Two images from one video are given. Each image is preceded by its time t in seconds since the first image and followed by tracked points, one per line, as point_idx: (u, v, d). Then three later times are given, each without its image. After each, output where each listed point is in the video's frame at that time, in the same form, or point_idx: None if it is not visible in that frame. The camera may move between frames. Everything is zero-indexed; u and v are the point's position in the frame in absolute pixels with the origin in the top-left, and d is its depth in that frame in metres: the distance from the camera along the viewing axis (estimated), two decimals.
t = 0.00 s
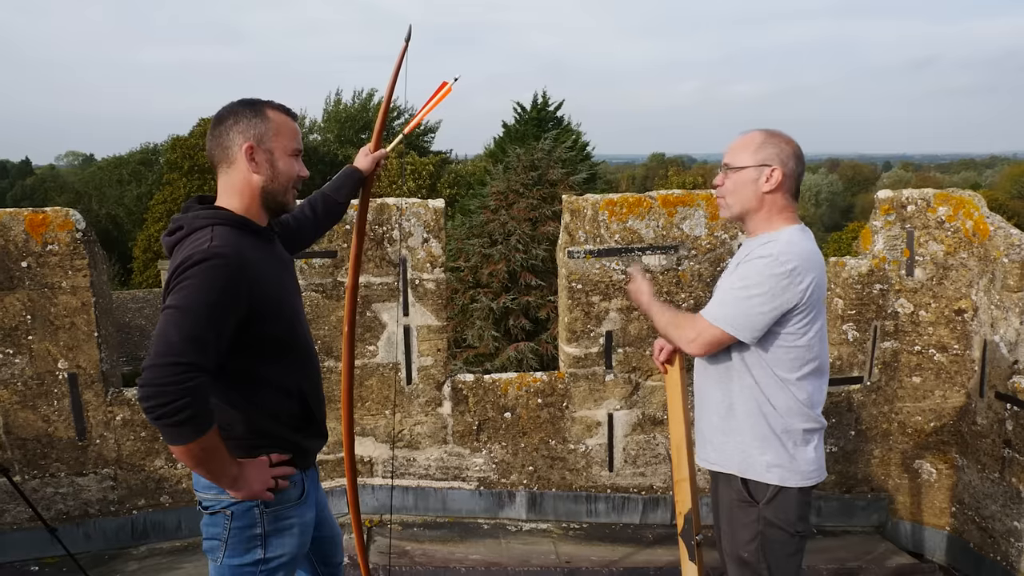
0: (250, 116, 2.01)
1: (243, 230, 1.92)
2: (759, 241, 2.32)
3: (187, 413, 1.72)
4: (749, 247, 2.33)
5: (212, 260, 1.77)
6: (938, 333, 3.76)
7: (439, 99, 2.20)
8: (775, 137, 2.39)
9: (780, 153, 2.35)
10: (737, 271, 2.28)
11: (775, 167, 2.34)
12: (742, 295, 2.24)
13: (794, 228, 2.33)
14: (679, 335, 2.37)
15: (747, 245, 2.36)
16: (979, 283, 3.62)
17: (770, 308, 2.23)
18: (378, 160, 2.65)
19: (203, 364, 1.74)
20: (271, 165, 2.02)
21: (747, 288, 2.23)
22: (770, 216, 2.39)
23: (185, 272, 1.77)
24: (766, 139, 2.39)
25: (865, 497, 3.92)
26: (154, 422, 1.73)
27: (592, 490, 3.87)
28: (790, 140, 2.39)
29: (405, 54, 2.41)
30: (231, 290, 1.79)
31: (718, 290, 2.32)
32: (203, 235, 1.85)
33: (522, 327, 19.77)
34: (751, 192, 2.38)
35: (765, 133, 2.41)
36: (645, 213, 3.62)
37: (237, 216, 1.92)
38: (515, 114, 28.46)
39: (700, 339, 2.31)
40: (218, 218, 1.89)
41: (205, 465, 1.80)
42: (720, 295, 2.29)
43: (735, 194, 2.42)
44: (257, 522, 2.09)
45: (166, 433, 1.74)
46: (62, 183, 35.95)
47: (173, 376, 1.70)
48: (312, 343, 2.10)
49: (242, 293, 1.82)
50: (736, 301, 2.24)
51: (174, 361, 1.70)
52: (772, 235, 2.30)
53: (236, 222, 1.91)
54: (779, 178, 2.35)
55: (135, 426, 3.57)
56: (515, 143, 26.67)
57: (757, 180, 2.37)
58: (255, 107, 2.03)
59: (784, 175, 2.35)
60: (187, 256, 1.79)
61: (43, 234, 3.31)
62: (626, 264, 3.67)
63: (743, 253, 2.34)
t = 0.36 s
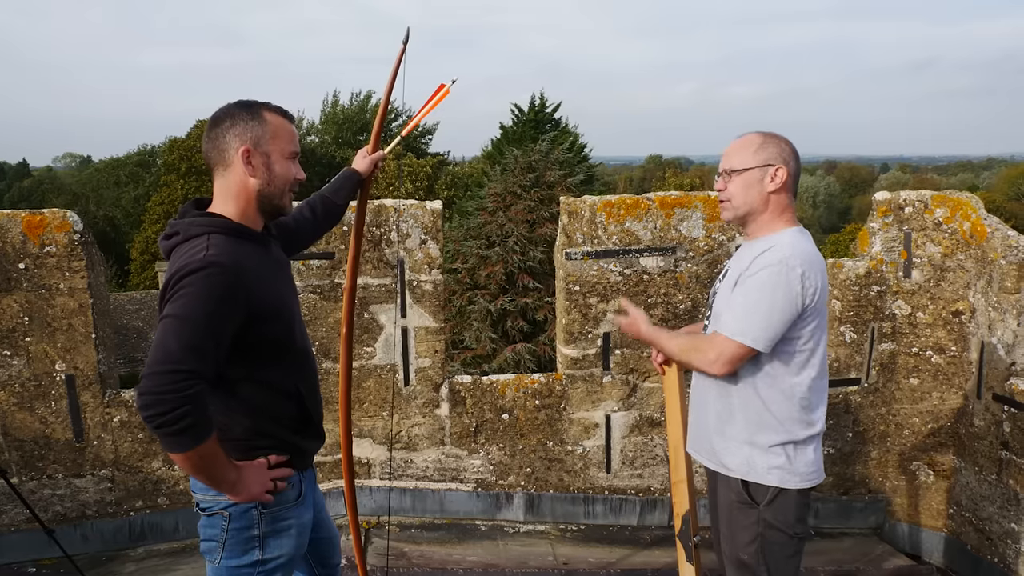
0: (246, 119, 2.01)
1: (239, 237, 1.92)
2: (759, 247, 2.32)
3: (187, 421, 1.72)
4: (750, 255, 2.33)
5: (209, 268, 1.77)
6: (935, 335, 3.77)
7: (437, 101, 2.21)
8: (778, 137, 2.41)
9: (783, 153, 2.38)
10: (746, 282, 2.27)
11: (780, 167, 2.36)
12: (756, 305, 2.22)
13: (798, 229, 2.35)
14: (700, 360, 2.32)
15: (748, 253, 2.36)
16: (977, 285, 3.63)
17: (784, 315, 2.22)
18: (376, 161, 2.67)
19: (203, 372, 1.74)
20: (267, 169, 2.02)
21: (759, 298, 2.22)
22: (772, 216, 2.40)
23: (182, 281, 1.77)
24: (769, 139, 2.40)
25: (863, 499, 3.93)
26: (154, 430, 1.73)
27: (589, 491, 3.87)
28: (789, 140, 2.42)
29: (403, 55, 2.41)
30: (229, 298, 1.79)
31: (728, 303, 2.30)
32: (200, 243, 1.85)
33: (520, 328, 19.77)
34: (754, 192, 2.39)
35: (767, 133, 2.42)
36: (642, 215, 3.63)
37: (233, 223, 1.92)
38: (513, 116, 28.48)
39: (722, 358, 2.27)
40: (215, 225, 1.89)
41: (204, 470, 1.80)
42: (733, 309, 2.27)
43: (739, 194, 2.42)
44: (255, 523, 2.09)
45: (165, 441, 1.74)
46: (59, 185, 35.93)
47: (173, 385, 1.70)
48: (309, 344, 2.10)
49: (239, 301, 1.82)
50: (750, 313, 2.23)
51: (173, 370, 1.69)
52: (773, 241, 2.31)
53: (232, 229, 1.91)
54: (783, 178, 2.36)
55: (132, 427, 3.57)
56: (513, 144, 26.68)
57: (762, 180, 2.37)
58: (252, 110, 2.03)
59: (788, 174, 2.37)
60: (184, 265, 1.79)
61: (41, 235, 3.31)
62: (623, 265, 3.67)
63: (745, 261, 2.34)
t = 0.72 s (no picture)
0: (246, 118, 2.02)
1: (238, 238, 1.92)
2: (775, 253, 2.25)
3: (189, 423, 1.72)
4: (769, 263, 2.25)
5: (209, 270, 1.77)
6: (938, 335, 3.76)
7: (444, 100, 2.20)
8: (780, 137, 2.40)
9: (785, 154, 2.37)
10: (781, 297, 2.18)
11: (781, 168, 2.36)
12: (804, 321, 2.15)
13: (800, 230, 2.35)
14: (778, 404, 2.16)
15: (762, 259, 2.28)
16: (980, 285, 3.62)
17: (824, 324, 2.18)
18: (383, 161, 2.64)
19: (204, 373, 1.74)
20: (268, 168, 2.02)
21: (804, 313, 2.16)
22: (773, 216, 2.39)
23: (182, 283, 1.77)
24: (771, 139, 2.39)
25: (865, 499, 3.92)
26: (155, 432, 1.73)
27: (592, 491, 3.87)
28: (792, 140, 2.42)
29: (409, 55, 2.40)
30: (229, 299, 1.79)
31: (769, 323, 2.19)
32: (199, 245, 1.85)
33: (522, 327, 19.77)
34: (755, 193, 2.39)
35: (770, 132, 2.42)
36: (645, 214, 3.63)
37: (233, 224, 1.92)
38: (515, 116, 28.47)
39: (795, 382, 2.16)
40: (215, 226, 1.89)
41: (206, 470, 1.80)
42: (782, 331, 2.16)
43: (740, 194, 2.42)
44: (257, 521, 2.09)
45: (167, 443, 1.74)
46: (62, 183, 35.98)
47: (174, 386, 1.70)
48: (309, 343, 2.11)
49: (240, 302, 1.82)
50: (800, 331, 2.15)
51: (174, 372, 1.70)
52: (789, 246, 2.25)
53: (231, 230, 1.91)
54: (784, 179, 2.36)
55: (135, 426, 3.57)
56: (515, 144, 26.68)
57: (764, 181, 2.37)
58: (252, 108, 2.03)
59: (789, 176, 2.37)
60: (184, 266, 1.79)
61: (44, 234, 3.32)
62: (626, 265, 3.67)
63: (762, 269, 2.26)
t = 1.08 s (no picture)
0: (241, 118, 2.01)
1: (241, 238, 1.92)
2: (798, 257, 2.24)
3: (188, 422, 1.72)
4: (793, 267, 2.23)
5: (210, 270, 1.77)
6: (941, 337, 3.76)
7: (449, 100, 2.21)
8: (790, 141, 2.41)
9: (800, 159, 2.40)
10: (811, 300, 2.16)
11: (802, 174, 2.38)
12: (834, 323, 2.14)
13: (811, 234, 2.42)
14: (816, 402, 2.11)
15: (785, 264, 2.26)
16: (983, 287, 3.61)
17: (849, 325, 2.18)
18: (389, 160, 2.67)
19: (203, 373, 1.74)
20: (267, 167, 2.02)
21: (834, 315, 2.15)
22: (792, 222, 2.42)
23: (183, 282, 1.77)
24: (785, 144, 2.39)
25: (868, 500, 3.92)
26: (155, 431, 1.73)
27: (595, 492, 3.87)
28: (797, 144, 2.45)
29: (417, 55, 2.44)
30: (230, 299, 1.80)
31: (799, 327, 2.16)
32: (201, 245, 1.85)
33: (525, 328, 19.77)
34: (781, 200, 2.38)
35: (779, 136, 2.41)
36: (648, 215, 3.62)
37: (234, 224, 1.92)
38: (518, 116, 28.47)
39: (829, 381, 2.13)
40: (216, 226, 1.89)
41: (207, 470, 1.80)
42: (814, 333, 2.14)
43: (767, 202, 2.38)
44: (259, 522, 2.09)
45: (166, 442, 1.75)
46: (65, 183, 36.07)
47: (173, 386, 1.70)
48: (312, 343, 2.10)
49: (241, 302, 1.82)
50: (833, 332, 2.13)
51: (174, 371, 1.70)
52: (810, 249, 2.24)
53: (233, 230, 1.91)
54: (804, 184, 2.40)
55: (138, 426, 3.58)
56: (518, 144, 26.68)
57: (788, 190, 2.38)
58: (247, 108, 2.03)
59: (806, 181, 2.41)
60: (186, 266, 1.79)
61: (48, 234, 3.32)
62: (629, 266, 3.67)
63: (786, 273, 2.24)
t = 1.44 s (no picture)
0: (238, 121, 2.01)
1: (240, 238, 1.92)
2: (807, 257, 2.24)
3: (187, 421, 1.72)
4: (803, 268, 2.23)
5: (210, 269, 1.78)
6: (942, 339, 3.76)
7: (448, 102, 2.21)
8: (781, 142, 2.40)
9: (793, 159, 2.40)
10: (829, 300, 2.17)
11: (795, 173, 2.38)
12: (851, 319, 2.17)
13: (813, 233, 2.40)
14: (838, 392, 2.17)
15: (794, 265, 2.26)
16: (984, 290, 3.61)
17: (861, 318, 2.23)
18: (389, 162, 2.65)
19: (203, 372, 1.74)
20: (264, 169, 2.02)
21: (850, 311, 2.17)
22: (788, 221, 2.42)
23: (183, 282, 1.77)
24: (777, 146, 2.39)
25: (869, 503, 3.91)
26: (154, 431, 1.74)
27: (595, 494, 3.87)
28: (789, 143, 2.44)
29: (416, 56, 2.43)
30: (231, 299, 1.80)
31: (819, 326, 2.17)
32: (201, 245, 1.85)
33: (525, 329, 19.77)
34: (776, 201, 2.38)
35: (772, 138, 2.40)
36: (649, 217, 3.63)
37: (234, 224, 1.93)
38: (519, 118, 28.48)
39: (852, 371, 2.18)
40: (216, 226, 1.90)
41: (206, 470, 1.81)
42: (835, 330, 2.16)
43: (762, 204, 2.38)
44: (259, 523, 2.09)
45: (166, 441, 1.75)
46: (67, 184, 36.12)
47: (173, 385, 1.70)
48: (312, 344, 2.11)
49: (241, 302, 1.83)
50: (852, 328, 2.17)
51: (174, 370, 1.70)
52: (818, 248, 2.25)
53: (232, 230, 1.91)
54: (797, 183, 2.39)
55: (138, 427, 3.58)
56: (519, 146, 26.69)
57: (782, 189, 2.38)
58: (243, 110, 2.02)
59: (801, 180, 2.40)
60: (186, 265, 1.79)
61: (49, 235, 3.33)
62: (630, 268, 3.67)
63: (797, 274, 2.24)
